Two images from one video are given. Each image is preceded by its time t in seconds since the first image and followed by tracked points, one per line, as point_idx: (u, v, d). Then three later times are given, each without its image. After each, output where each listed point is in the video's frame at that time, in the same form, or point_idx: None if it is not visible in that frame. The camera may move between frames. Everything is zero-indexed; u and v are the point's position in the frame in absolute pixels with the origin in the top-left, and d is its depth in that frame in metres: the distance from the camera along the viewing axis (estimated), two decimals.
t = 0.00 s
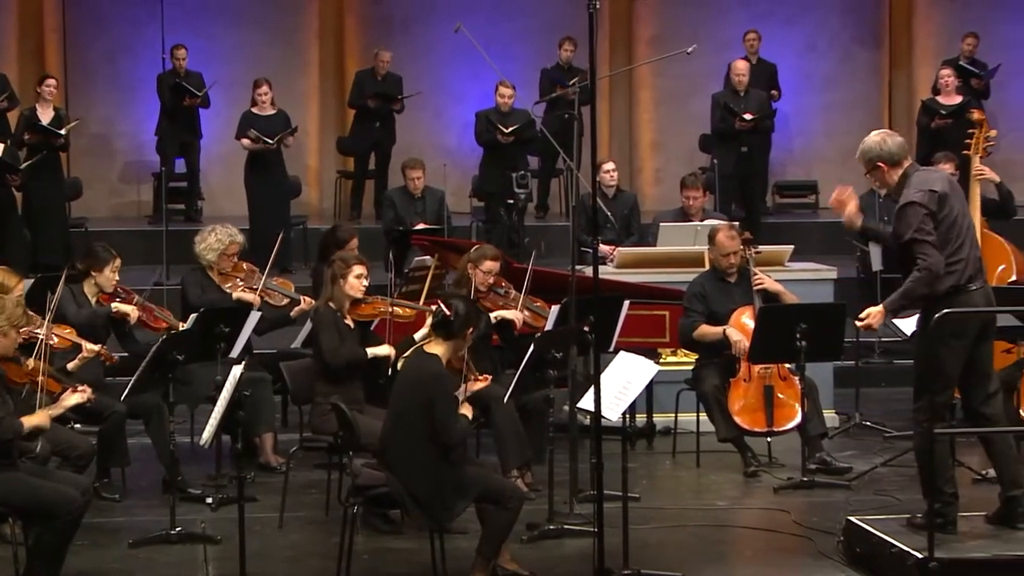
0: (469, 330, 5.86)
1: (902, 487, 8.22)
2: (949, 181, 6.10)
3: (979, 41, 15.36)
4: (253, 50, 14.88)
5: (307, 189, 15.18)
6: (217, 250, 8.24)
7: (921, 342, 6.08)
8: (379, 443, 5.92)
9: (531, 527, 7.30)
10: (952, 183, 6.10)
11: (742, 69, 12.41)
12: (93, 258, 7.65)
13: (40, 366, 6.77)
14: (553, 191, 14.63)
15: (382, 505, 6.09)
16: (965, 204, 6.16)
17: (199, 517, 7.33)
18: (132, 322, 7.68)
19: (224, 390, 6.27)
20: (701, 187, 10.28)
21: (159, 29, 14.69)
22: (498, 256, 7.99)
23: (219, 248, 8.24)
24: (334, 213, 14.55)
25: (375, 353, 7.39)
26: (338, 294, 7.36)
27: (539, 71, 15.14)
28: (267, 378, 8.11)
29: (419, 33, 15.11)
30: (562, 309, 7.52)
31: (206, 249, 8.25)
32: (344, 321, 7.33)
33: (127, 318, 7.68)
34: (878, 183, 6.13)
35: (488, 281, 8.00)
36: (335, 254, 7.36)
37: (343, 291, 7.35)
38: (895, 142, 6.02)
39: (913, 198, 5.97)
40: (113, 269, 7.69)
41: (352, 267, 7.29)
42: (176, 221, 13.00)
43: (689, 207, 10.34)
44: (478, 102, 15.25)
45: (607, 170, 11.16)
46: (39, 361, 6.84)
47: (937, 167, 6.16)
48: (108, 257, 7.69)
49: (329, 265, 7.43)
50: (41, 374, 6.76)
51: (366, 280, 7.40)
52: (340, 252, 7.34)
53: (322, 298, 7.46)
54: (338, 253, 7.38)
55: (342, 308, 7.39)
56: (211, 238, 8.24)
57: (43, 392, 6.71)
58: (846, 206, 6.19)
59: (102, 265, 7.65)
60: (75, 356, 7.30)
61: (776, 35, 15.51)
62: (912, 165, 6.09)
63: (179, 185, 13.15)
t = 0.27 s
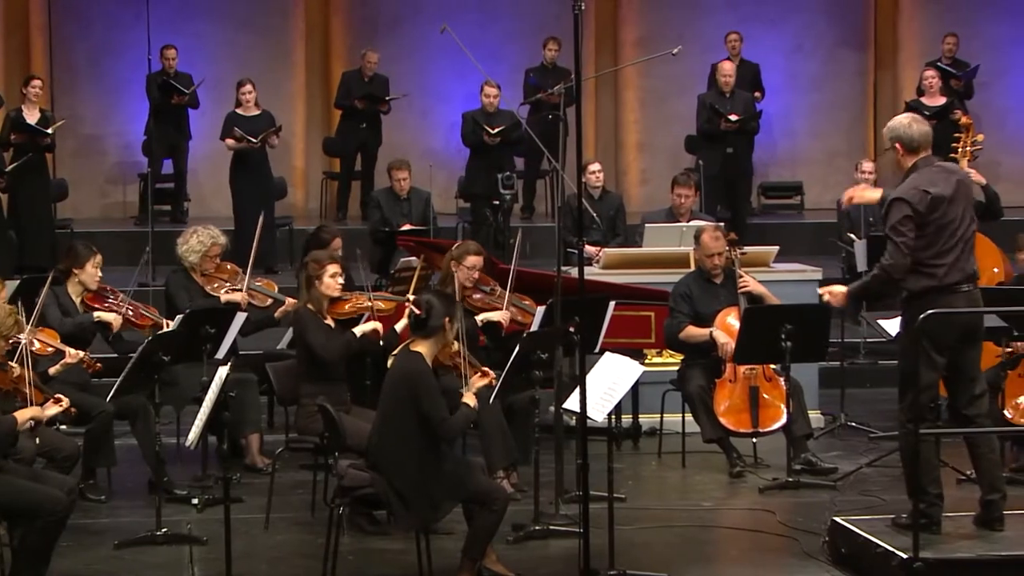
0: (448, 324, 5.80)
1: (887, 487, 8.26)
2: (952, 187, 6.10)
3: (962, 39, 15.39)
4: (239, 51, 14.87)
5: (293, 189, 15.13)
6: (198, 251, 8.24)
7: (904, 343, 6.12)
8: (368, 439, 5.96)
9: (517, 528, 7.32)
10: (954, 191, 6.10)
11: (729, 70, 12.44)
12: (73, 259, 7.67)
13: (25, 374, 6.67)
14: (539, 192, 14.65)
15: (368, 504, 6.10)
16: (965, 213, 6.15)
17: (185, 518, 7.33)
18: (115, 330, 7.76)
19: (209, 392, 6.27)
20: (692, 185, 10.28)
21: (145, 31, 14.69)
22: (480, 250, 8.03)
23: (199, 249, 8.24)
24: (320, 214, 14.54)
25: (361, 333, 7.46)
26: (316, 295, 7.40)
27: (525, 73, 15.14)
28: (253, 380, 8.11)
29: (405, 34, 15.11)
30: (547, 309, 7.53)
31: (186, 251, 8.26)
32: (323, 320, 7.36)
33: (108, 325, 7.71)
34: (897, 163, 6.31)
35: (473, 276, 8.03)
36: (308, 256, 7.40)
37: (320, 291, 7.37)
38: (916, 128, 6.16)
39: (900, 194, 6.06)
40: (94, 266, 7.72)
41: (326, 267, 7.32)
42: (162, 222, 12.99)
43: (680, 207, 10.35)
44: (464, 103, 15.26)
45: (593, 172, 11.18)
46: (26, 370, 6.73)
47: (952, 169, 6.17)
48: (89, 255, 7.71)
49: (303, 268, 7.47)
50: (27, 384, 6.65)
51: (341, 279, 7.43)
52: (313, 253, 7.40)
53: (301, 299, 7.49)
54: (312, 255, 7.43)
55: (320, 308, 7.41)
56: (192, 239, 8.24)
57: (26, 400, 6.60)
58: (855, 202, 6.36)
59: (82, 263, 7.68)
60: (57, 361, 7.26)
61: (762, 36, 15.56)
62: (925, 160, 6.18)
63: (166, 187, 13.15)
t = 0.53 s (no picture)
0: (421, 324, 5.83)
1: (872, 487, 8.30)
2: (952, 193, 6.14)
3: (945, 40, 15.44)
4: (225, 53, 14.87)
5: (279, 191, 15.12)
6: (176, 243, 8.29)
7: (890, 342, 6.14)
8: (355, 439, 6.01)
9: (503, 529, 7.34)
10: (950, 197, 6.12)
11: (715, 72, 12.49)
12: (47, 256, 7.70)
13: (10, 368, 6.84)
14: (524, 194, 14.68)
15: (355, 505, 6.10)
16: (961, 222, 6.15)
17: (171, 519, 7.33)
18: (76, 333, 7.60)
19: (196, 394, 6.28)
20: (681, 185, 10.29)
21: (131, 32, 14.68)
22: (460, 243, 8.08)
23: (177, 240, 8.30)
24: (307, 216, 14.55)
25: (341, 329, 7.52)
26: (293, 298, 7.42)
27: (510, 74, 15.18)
28: (239, 381, 8.12)
29: (392, 35, 15.13)
30: (533, 310, 7.55)
31: (164, 244, 8.32)
32: (303, 322, 7.38)
33: (70, 325, 7.60)
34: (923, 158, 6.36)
35: (458, 268, 8.07)
36: (282, 259, 7.41)
37: (297, 293, 7.39)
38: (948, 129, 6.18)
39: (894, 186, 6.16)
40: (71, 260, 7.74)
41: (302, 268, 7.32)
42: (149, 224, 12.99)
43: (669, 207, 10.36)
44: (451, 104, 15.27)
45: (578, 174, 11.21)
46: (11, 364, 6.89)
47: (960, 178, 6.18)
48: (63, 251, 7.72)
49: (280, 272, 7.49)
50: (13, 377, 6.83)
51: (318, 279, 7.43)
52: (289, 255, 7.40)
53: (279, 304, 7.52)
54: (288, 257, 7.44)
55: (298, 311, 7.43)
56: (168, 233, 8.31)
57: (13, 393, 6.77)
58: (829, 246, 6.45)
59: (58, 260, 7.69)
60: (40, 355, 7.24)
61: (748, 37, 15.62)
62: (941, 161, 6.22)
63: (153, 188, 13.14)
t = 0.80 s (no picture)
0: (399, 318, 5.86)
1: (856, 488, 8.34)
2: (953, 191, 6.21)
3: (925, 44, 15.51)
4: (212, 54, 14.88)
5: (265, 192, 15.14)
6: (152, 243, 8.29)
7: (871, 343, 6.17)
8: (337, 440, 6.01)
9: (489, 530, 7.36)
10: (948, 195, 6.20)
11: (702, 74, 12.53)
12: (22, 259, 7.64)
13: None
14: (510, 195, 14.70)
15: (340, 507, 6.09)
16: (955, 224, 6.20)
17: (157, 520, 7.34)
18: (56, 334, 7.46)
19: (181, 395, 6.28)
20: (667, 187, 10.32)
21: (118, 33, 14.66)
22: (441, 242, 8.19)
23: (153, 241, 8.29)
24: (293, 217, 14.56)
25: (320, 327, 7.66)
26: (275, 302, 7.50)
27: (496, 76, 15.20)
28: (225, 382, 8.13)
29: (378, 36, 15.14)
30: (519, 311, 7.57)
31: (143, 244, 8.33)
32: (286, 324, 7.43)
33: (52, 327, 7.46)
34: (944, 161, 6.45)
35: (441, 267, 8.17)
36: (264, 262, 7.49)
37: (279, 298, 7.48)
38: (965, 137, 6.28)
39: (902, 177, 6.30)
40: (46, 262, 7.65)
41: (281, 271, 7.42)
42: (134, 225, 12.98)
43: (655, 209, 10.38)
44: (437, 106, 15.29)
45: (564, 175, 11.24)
46: None
47: (964, 182, 6.24)
48: (37, 252, 7.65)
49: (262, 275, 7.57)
50: None
51: (299, 282, 7.54)
52: (271, 259, 7.48)
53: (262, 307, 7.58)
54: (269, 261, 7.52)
55: (281, 314, 7.50)
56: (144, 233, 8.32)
57: None
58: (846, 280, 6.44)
59: (33, 262, 7.61)
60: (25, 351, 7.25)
61: (734, 38, 15.66)
62: (954, 162, 6.30)
63: (138, 190, 13.13)
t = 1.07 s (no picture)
0: (378, 316, 5.96)
1: (843, 488, 8.38)
2: (946, 191, 6.25)
3: (911, 46, 15.56)
4: (200, 56, 14.87)
5: (252, 194, 15.15)
6: (134, 246, 8.30)
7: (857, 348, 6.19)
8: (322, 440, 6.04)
9: (476, 530, 7.38)
10: (940, 194, 6.25)
11: (690, 76, 12.55)
12: (2, 264, 7.59)
13: None
14: (498, 196, 14.72)
15: (327, 508, 6.09)
16: (944, 223, 6.23)
17: (145, 521, 7.34)
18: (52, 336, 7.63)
19: (169, 396, 6.28)
20: (653, 192, 10.35)
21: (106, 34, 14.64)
22: (425, 244, 8.08)
23: (136, 243, 8.29)
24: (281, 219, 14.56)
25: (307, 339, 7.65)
26: (264, 304, 7.55)
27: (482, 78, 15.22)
28: (213, 383, 8.14)
29: (366, 38, 15.15)
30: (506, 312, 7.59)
31: (125, 246, 8.33)
32: (273, 327, 7.49)
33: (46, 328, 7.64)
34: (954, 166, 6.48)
35: (425, 269, 8.09)
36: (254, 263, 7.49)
37: (268, 300, 7.52)
38: (966, 143, 6.30)
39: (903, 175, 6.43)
40: (25, 265, 7.61)
41: (272, 275, 7.43)
42: (122, 226, 12.98)
43: (641, 213, 10.42)
44: (425, 108, 15.30)
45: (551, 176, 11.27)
46: None
47: (959, 183, 6.26)
48: (16, 255, 7.61)
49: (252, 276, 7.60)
50: None
51: (289, 285, 7.56)
52: (262, 260, 7.48)
53: (250, 307, 7.64)
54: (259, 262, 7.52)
55: (269, 315, 7.56)
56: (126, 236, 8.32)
57: None
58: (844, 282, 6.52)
59: (13, 266, 7.58)
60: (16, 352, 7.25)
61: (721, 40, 15.70)
62: (956, 164, 6.34)
63: (126, 191, 13.14)
